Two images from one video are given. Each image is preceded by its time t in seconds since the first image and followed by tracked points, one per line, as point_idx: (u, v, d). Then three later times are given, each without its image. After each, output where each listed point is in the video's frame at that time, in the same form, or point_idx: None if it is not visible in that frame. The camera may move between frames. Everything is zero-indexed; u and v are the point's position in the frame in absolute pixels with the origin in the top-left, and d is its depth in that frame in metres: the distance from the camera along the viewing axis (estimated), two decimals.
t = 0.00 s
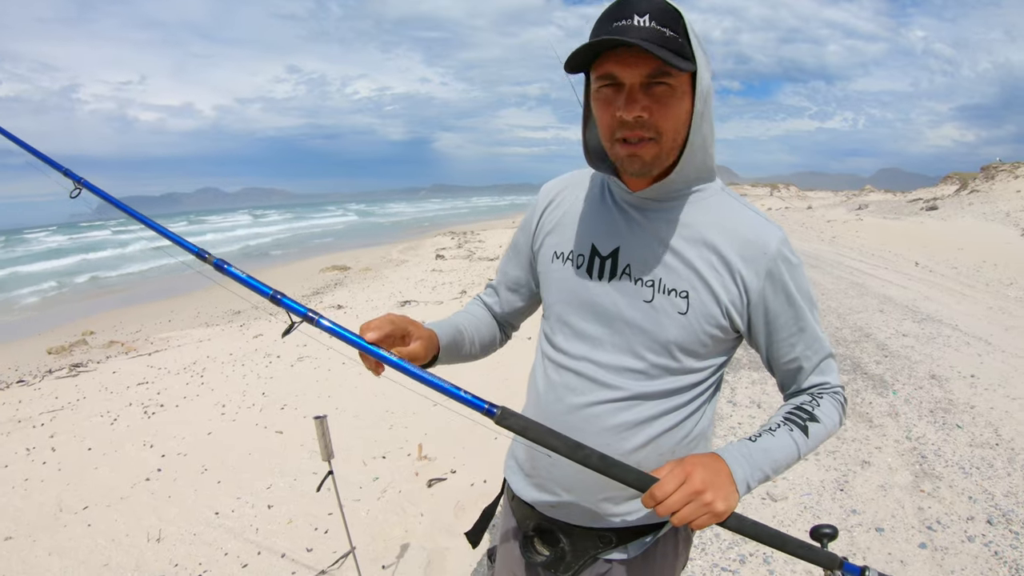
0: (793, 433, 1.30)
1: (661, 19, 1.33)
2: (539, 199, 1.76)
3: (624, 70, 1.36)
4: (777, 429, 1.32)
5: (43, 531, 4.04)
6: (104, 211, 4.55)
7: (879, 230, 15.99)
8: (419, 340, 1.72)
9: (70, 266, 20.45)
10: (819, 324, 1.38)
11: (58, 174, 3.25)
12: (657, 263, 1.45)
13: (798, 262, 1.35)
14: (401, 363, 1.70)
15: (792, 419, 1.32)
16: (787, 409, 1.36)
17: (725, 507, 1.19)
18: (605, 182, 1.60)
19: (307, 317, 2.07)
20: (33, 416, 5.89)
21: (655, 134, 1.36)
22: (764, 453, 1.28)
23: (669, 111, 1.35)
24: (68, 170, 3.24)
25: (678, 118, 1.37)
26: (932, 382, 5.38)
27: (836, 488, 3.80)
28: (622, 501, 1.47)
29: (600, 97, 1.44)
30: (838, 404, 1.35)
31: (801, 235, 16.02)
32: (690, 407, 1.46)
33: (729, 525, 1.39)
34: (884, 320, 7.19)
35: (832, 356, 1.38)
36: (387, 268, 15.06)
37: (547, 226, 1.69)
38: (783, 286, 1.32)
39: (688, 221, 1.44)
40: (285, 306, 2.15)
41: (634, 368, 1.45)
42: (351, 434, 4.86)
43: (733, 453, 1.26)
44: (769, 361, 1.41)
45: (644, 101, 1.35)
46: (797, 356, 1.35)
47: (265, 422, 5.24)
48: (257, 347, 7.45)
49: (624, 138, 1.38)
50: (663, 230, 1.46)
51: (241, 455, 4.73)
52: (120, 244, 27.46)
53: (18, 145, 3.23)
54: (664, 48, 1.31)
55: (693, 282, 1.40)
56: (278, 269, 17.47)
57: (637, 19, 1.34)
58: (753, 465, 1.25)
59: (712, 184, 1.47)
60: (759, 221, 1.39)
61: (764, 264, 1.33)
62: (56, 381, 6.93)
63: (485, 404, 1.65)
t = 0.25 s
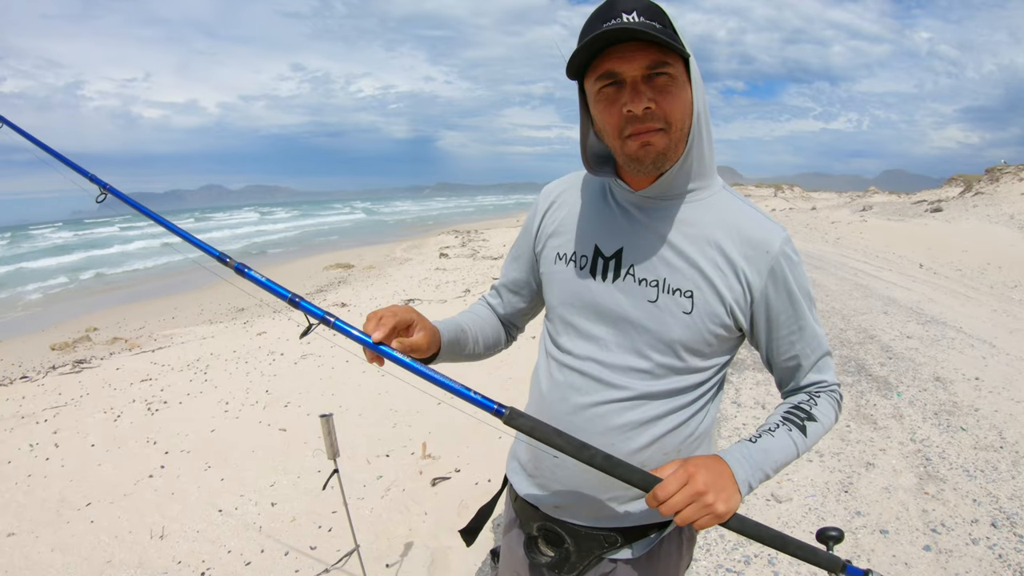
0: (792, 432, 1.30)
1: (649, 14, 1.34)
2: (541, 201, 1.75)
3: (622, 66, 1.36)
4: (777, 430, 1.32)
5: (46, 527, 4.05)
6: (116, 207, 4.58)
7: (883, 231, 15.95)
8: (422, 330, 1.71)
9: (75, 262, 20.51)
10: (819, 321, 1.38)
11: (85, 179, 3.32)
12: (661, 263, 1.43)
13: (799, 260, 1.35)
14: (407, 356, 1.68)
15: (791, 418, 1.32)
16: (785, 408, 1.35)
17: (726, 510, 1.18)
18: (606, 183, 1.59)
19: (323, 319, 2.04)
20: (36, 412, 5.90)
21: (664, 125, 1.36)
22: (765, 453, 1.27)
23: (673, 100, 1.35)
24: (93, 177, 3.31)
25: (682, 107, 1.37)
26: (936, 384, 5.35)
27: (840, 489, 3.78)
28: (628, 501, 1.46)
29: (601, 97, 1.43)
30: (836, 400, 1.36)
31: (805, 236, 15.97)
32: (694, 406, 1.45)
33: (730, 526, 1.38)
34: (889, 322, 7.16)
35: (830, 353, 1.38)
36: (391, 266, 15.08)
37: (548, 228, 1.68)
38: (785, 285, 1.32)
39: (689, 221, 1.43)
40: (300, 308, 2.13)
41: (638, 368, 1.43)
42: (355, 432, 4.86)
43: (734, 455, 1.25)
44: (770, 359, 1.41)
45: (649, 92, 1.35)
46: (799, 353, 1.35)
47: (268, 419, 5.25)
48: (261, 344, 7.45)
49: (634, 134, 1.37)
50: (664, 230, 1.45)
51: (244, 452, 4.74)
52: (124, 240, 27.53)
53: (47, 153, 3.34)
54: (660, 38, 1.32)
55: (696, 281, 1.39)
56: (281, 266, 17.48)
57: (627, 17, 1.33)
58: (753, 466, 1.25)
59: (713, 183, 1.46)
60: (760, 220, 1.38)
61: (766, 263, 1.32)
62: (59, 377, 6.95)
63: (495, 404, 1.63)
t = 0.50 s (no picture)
0: (807, 430, 1.29)
1: (646, 17, 1.32)
2: (552, 204, 1.74)
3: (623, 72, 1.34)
4: (792, 428, 1.30)
5: (54, 526, 4.07)
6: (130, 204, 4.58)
7: (890, 231, 15.84)
8: (440, 324, 1.69)
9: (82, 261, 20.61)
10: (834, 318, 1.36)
11: (105, 172, 3.28)
12: (675, 263, 1.41)
13: (812, 258, 1.33)
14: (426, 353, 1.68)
15: (805, 417, 1.30)
16: (799, 406, 1.34)
17: (745, 508, 1.16)
18: (618, 186, 1.57)
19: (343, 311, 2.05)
20: (44, 410, 5.93)
21: (670, 127, 1.34)
22: (780, 451, 1.25)
23: (679, 100, 1.32)
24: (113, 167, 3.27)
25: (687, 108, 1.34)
26: (946, 385, 5.30)
27: (851, 490, 3.74)
28: (645, 500, 1.45)
29: (605, 105, 1.41)
30: (851, 397, 1.34)
31: (812, 236, 15.88)
32: (710, 406, 1.43)
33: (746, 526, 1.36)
34: (897, 323, 7.11)
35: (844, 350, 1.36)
36: (397, 265, 15.08)
37: (561, 230, 1.67)
38: (799, 282, 1.30)
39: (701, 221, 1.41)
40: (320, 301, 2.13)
41: (654, 369, 1.41)
42: (363, 432, 4.85)
43: (751, 454, 1.24)
44: (785, 358, 1.38)
45: (653, 95, 1.33)
46: (813, 351, 1.33)
47: (276, 418, 5.25)
48: (268, 343, 7.46)
49: (641, 140, 1.35)
50: (677, 232, 1.43)
51: (253, 451, 4.74)
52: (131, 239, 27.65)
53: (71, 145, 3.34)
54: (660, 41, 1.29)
55: (710, 281, 1.37)
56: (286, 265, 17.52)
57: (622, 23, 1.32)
58: (770, 464, 1.23)
59: (725, 183, 1.45)
60: (771, 218, 1.36)
61: (780, 261, 1.30)
62: (67, 375, 6.98)
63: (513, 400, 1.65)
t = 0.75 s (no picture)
0: (824, 433, 1.28)
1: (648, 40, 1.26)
2: (571, 203, 1.72)
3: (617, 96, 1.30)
4: (809, 430, 1.29)
5: (61, 525, 4.07)
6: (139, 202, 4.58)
7: (896, 232, 15.75)
8: (457, 325, 1.69)
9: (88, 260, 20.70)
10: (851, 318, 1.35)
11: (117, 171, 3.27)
12: (694, 262, 1.38)
13: (830, 257, 1.31)
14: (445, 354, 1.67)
15: (822, 419, 1.30)
16: (816, 408, 1.33)
17: (763, 511, 1.15)
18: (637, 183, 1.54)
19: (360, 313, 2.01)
20: (51, 409, 5.95)
21: (657, 159, 1.30)
22: (798, 454, 1.24)
23: (668, 132, 1.27)
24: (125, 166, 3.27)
25: (680, 138, 1.29)
26: (954, 387, 5.25)
27: (860, 492, 3.71)
28: (661, 503, 1.44)
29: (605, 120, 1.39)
30: (867, 398, 1.34)
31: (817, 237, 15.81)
32: (728, 406, 1.42)
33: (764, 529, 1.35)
34: (904, 324, 7.06)
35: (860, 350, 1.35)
36: (402, 265, 15.08)
37: (579, 229, 1.64)
38: (817, 282, 1.28)
39: (718, 220, 1.37)
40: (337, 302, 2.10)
41: (673, 370, 1.39)
42: (370, 432, 4.85)
43: (769, 457, 1.22)
44: (802, 358, 1.37)
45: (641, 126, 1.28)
46: (830, 352, 1.32)
47: (283, 418, 5.25)
48: (274, 342, 7.47)
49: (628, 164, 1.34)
50: (695, 230, 1.39)
51: (260, 451, 4.74)
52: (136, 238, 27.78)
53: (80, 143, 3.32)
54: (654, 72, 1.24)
55: (729, 281, 1.34)
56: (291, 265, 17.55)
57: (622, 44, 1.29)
58: (788, 467, 1.22)
59: (744, 181, 1.41)
60: (789, 218, 1.34)
61: (798, 261, 1.28)
62: (73, 374, 7.00)
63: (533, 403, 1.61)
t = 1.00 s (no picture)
0: (838, 436, 1.27)
1: (663, 48, 1.25)
2: (584, 200, 1.68)
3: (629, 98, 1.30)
4: (822, 434, 1.29)
5: (63, 525, 4.07)
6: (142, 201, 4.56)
7: (898, 232, 15.71)
8: (470, 324, 1.67)
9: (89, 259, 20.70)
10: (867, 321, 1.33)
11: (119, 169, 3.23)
12: (710, 263, 1.36)
13: (847, 259, 1.29)
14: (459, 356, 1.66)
15: (836, 422, 1.29)
16: (829, 411, 1.32)
17: (779, 515, 1.15)
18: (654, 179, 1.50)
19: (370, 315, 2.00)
20: (52, 408, 5.95)
21: (662, 165, 1.30)
22: (811, 457, 1.24)
23: (673, 142, 1.26)
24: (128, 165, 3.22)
25: (686, 148, 1.27)
26: (958, 387, 5.23)
27: (866, 491, 3.69)
28: (671, 505, 1.43)
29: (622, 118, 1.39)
30: (881, 401, 1.33)
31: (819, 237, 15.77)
32: (742, 408, 1.41)
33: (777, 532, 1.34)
34: (907, 324, 7.03)
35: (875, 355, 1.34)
36: (404, 265, 15.06)
37: (593, 227, 1.62)
38: (833, 285, 1.26)
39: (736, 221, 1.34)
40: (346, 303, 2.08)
41: (688, 370, 1.38)
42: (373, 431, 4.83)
43: (782, 460, 1.22)
44: (815, 361, 1.35)
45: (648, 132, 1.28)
46: (845, 356, 1.30)
47: (286, 417, 5.24)
48: (276, 342, 7.47)
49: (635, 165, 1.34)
50: (710, 231, 1.37)
51: (263, 450, 4.74)
52: (138, 238, 27.81)
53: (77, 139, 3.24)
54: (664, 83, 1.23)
55: (745, 283, 1.32)
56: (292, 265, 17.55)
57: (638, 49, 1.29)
58: (801, 471, 1.21)
59: (761, 183, 1.38)
60: (806, 219, 1.32)
61: (814, 263, 1.27)
62: (74, 374, 7.00)
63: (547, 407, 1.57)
